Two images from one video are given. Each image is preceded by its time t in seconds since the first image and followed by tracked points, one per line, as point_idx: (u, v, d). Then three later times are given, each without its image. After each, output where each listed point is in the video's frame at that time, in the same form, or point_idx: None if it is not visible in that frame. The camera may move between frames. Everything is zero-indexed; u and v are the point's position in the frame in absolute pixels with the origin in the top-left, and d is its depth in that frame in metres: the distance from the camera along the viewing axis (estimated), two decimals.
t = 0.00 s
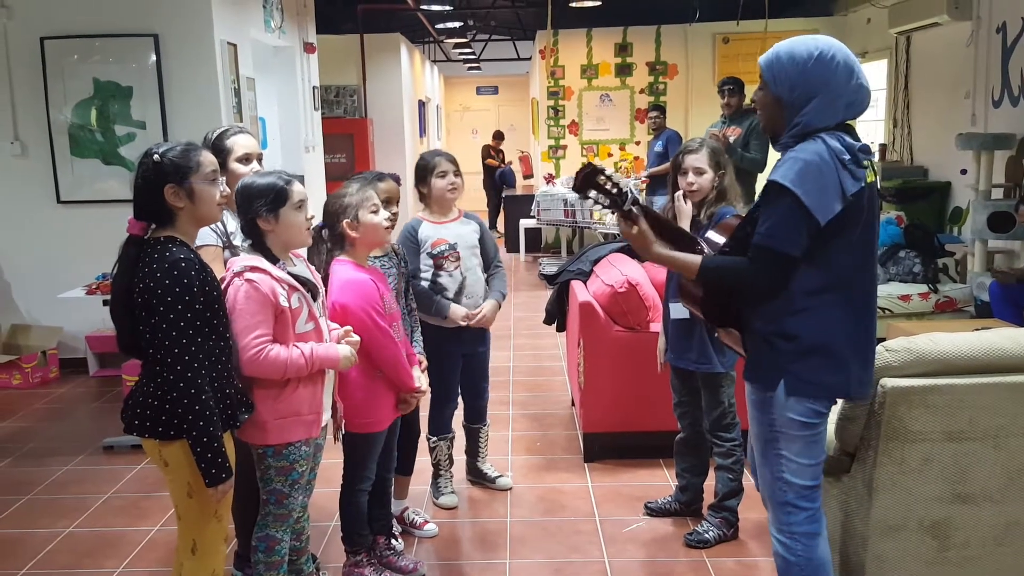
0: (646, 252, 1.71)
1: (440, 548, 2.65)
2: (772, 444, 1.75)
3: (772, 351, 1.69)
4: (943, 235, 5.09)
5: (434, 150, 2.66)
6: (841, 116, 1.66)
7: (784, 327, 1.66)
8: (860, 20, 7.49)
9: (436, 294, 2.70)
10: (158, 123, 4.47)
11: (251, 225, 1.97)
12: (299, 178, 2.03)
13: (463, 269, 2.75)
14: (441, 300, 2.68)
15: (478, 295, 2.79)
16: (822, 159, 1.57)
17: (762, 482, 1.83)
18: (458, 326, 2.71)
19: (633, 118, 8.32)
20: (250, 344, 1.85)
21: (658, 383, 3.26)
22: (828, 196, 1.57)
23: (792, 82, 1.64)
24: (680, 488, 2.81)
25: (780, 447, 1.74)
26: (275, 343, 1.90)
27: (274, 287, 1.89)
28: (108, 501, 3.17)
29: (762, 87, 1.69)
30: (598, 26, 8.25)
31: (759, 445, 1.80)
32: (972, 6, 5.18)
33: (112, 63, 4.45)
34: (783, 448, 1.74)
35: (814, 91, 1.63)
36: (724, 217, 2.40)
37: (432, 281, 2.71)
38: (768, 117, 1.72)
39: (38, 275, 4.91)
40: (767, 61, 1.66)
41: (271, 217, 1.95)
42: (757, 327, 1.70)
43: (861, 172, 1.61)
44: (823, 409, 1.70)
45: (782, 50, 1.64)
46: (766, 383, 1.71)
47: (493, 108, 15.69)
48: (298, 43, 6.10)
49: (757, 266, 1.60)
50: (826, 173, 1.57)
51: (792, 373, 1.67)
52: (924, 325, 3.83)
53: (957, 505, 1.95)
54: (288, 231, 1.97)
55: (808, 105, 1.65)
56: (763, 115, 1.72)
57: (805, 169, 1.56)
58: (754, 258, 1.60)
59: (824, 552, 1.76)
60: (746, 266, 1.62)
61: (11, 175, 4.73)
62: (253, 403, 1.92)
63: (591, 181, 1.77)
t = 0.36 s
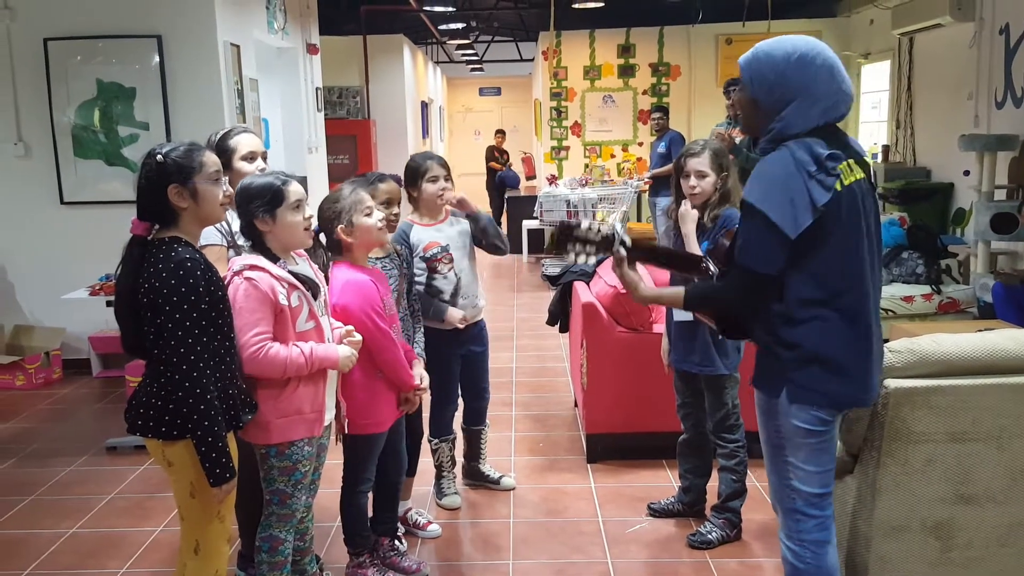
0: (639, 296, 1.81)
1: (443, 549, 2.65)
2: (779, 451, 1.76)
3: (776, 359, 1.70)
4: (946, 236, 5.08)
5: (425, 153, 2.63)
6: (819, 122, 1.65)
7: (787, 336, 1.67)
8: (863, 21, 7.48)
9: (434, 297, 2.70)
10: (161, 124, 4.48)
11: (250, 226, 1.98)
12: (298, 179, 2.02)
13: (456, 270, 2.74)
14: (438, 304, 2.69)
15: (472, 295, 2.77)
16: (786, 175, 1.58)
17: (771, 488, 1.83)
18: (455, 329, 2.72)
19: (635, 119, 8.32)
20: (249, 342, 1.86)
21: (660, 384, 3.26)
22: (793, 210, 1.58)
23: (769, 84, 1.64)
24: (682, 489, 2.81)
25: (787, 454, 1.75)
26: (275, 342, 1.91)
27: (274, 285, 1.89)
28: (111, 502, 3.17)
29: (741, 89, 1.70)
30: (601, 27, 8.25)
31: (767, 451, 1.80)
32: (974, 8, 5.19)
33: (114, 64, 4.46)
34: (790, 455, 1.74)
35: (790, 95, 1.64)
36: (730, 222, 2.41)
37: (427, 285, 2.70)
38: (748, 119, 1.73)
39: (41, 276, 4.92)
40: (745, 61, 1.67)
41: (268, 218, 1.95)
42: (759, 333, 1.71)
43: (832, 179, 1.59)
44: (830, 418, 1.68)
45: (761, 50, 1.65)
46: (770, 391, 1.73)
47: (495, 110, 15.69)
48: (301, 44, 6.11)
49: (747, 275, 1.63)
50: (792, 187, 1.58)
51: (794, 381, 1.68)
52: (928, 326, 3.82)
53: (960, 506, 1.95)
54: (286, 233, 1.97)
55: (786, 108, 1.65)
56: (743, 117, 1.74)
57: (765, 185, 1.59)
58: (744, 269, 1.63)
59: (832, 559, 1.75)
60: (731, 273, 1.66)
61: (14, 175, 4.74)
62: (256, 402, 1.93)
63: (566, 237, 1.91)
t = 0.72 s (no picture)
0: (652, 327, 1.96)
1: (446, 550, 2.65)
2: (786, 452, 1.76)
3: (782, 365, 1.71)
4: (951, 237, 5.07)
5: (435, 154, 2.64)
6: (776, 146, 1.69)
7: (795, 344, 1.67)
8: (866, 21, 7.48)
9: (440, 299, 2.71)
10: (165, 126, 4.49)
11: (252, 227, 1.98)
12: (302, 179, 2.02)
13: (464, 273, 2.75)
14: (444, 305, 2.69)
15: (478, 298, 2.79)
16: (768, 197, 1.62)
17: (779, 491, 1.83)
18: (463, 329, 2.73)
19: (639, 120, 8.32)
20: (255, 343, 1.86)
21: (663, 385, 3.26)
22: (778, 232, 1.59)
23: (722, 118, 1.73)
24: (686, 491, 2.81)
25: (794, 456, 1.75)
26: (280, 343, 1.91)
27: (278, 286, 1.90)
28: (115, 502, 3.18)
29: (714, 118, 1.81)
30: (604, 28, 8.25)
31: (775, 453, 1.80)
32: (979, 8, 5.18)
33: (119, 65, 4.47)
34: (798, 458, 1.74)
35: (740, 127, 1.71)
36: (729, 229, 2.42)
37: (434, 287, 2.71)
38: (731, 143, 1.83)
39: (46, 277, 4.93)
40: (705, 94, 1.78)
41: (272, 219, 1.95)
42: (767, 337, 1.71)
43: (818, 198, 1.58)
44: (836, 419, 1.68)
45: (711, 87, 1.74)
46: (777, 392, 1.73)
47: (499, 111, 15.70)
48: (305, 46, 6.12)
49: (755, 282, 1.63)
50: (777, 208, 1.61)
51: (800, 386, 1.68)
52: (932, 326, 3.81)
53: (965, 508, 1.94)
54: (290, 234, 1.98)
55: (744, 135, 1.72)
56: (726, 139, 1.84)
57: (747, 209, 1.63)
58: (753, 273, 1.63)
59: (839, 563, 1.74)
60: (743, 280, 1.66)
61: (19, 176, 4.76)
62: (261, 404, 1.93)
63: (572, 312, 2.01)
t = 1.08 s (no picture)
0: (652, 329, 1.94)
1: (447, 548, 2.66)
2: (786, 448, 1.76)
3: (781, 362, 1.71)
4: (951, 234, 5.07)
5: (459, 148, 2.68)
6: (769, 151, 1.70)
7: (795, 342, 1.67)
8: (866, 19, 7.48)
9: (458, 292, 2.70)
10: (164, 123, 4.49)
11: (250, 224, 1.98)
12: (301, 178, 2.02)
13: (484, 269, 2.76)
14: (460, 296, 2.67)
15: (496, 295, 2.79)
16: (759, 202, 1.61)
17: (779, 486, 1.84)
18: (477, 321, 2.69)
19: (638, 117, 8.32)
20: (256, 341, 1.86)
21: (662, 382, 3.26)
22: (770, 238, 1.59)
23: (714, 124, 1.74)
24: (686, 488, 2.81)
25: (793, 451, 1.75)
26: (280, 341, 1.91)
27: (277, 285, 1.90)
28: (116, 501, 3.18)
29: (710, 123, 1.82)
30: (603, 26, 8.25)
31: (775, 449, 1.81)
32: (979, 5, 5.17)
33: (118, 63, 4.46)
34: (797, 452, 1.75)
35: (732, 131, 1.72)
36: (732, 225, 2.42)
37: (452, 280, 2.72)
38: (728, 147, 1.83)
39: (45, 276, 4.93)
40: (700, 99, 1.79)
41: (270, 217, 1.95)
42: (767, 334, 1.72)
43: (811, 204, 1.58)
44: (836, 416, 1.69)
45: (702, 93, 1.76)
46: (776, 386, 1.74)
47: (498, 109, 15.71)
48: (304, 43, 6.12)
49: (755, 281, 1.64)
50: (768, 214, 1.61)
51: (798, 382, 1.69)
52: (931, 323, 3.81)
53: (963, 504, 1.95)
54: (287, 232, 1.98)
55: (737, 140, 1.73)
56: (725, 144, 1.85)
57: (740, 213, 1.63)
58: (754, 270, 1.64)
59: (837, 557, 1.75)
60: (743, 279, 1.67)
61: (18, 175, 4.76)
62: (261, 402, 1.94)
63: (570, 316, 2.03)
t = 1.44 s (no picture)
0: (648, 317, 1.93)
1: (449, 545, 2.66)
2: (783, 443, 1.76)
3: (779, 357, 1.70)
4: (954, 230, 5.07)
5: (501, 144, 2.68)
6: (777, 144, 1.68)
7: (795, 338, 1.67)
8: (867, 15, 7.47)
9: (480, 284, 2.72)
10: (166, 122, 4.49)
11: (251, 222, 1.98)
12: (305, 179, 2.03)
13: (506, 264, 2.78)
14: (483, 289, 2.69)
15: (513, 292, 2.82)
16: (765, 196, 1.59)
17: (776, 480, 1.83)
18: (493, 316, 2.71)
19: (640, 114, 8.30)
20: (257, 340, 1.86)
21: (663, 380, 3.26)
22: (777, 233, 1.57)
23: (720, 117, 1.72)
24: (689, 485, 2.81)
25: (792, 446, 1.75)
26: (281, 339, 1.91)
27: (278, 283, 1.90)
28: (118, 498, 3.18)
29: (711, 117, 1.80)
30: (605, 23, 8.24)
31: (773, 443, 1.81)
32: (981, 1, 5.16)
33: (120, 62, 4.46)
34: (795, 447, 1.75)
35: (738, 124, 1.70)
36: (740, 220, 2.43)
37: (475, 270, 2.74)
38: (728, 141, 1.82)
39: (48, 274, 4.93)
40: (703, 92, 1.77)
41: (272, 216, 1.95)
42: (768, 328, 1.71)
43: (818, 198, 1.58)
44: (834, 411, 1.69)
45: (708, 86, 1.74)
46: (774, 382, 1.73)
47: (499, 106, 15.72)
48: (305, 41, 6.11)
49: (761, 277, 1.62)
50: (772, 209, 1.58)
51: (798, 378, 1.68)
52: (933, 319, 3.81)
53: (967, 501, 1.95)
54: (288, 231, 1.97)
55: (744, 133, 1.71)
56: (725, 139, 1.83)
57: (745, 207, 1.61)
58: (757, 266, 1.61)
59: (836, 550, 1.75)
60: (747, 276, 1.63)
61: (21, 174, 4.76)
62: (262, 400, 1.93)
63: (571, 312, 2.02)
